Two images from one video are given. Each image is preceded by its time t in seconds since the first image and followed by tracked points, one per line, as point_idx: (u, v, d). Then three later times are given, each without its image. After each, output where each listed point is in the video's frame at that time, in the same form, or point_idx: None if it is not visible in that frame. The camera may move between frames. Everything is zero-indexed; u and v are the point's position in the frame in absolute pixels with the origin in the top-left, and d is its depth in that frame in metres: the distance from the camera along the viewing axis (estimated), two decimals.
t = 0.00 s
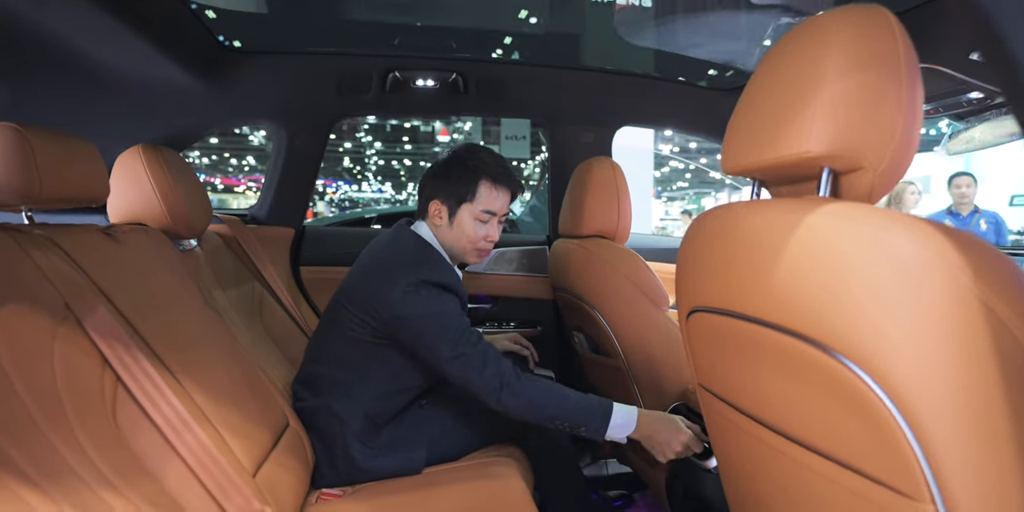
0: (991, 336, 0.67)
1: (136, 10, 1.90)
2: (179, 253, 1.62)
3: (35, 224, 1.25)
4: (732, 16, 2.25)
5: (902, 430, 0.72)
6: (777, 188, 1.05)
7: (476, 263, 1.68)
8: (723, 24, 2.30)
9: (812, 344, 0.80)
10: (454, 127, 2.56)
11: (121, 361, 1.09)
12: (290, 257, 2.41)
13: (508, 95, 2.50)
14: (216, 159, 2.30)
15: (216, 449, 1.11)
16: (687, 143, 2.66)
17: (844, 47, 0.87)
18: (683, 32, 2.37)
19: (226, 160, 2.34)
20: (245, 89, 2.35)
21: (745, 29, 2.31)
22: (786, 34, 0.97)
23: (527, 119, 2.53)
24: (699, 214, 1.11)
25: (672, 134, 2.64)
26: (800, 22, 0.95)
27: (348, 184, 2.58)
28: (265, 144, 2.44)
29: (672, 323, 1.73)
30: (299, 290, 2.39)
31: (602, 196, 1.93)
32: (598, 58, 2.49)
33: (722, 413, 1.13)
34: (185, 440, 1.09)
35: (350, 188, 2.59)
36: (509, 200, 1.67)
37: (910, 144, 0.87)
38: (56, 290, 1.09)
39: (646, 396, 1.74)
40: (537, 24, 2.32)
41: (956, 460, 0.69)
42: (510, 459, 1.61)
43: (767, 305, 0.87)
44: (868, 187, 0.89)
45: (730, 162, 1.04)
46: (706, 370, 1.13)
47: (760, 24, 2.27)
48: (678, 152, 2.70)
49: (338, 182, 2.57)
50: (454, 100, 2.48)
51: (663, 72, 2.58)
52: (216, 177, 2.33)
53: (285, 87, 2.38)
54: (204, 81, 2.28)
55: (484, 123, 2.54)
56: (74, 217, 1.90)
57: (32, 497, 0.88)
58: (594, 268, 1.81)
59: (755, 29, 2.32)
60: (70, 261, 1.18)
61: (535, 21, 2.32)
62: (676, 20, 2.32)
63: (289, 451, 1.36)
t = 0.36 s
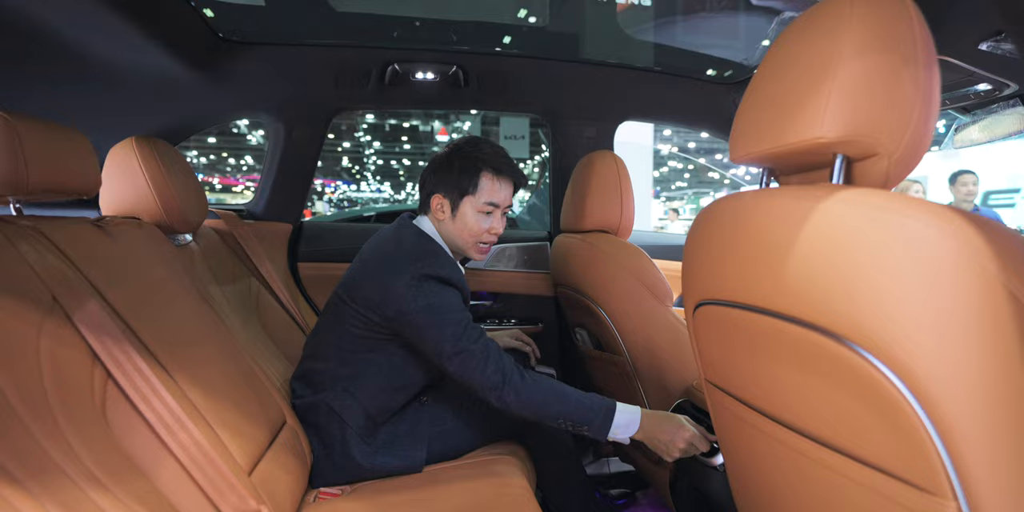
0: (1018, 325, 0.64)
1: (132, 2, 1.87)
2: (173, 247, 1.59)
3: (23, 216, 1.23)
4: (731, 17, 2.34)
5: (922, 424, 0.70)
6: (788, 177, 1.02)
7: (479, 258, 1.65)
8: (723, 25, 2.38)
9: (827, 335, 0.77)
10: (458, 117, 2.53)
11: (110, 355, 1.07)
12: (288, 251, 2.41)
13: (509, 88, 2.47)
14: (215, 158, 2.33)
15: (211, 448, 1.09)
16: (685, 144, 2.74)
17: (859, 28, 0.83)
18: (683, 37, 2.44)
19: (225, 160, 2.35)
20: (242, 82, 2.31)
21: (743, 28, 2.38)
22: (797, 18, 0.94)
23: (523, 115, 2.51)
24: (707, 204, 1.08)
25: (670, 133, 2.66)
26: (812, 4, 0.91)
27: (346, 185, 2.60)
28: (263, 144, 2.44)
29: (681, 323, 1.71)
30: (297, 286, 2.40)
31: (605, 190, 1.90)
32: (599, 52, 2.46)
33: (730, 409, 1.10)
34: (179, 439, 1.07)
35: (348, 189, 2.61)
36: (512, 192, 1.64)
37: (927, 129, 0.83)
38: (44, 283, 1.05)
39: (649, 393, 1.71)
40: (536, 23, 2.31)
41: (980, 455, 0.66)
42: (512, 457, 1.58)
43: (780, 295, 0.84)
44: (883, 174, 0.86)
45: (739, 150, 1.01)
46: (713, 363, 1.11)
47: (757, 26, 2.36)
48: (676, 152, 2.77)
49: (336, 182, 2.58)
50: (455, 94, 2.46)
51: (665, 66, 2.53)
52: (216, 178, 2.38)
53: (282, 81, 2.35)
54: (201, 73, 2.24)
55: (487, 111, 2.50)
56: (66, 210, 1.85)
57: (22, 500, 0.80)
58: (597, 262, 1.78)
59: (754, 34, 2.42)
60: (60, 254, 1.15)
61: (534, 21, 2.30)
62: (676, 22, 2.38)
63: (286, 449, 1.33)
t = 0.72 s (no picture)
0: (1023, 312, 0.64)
1: None
2: (163, 243, 1.56)
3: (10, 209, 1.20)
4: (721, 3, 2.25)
5: (927, 412, 0.69)
6: (788, 169, 1.02)
7: (467, 249, 1.63)
8: (715, 13, 2.30)
9: (830, 324, 0.77)
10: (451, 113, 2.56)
11: (100, 350, 1.05)
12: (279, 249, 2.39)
13: (503, 84, 2.46)
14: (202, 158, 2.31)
15: (202, 444, 1.06)
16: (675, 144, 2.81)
17: (861, 18, 0.83)
18: (673, 25, 2.35)
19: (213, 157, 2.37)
20: (232, 77, 2.29)
21: (734, 18, 2.31)
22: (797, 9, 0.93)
23: (524, 108, 2.52)
24: (705, 197, 1.07)
25: (660, 133, 2.72)
26: None
27: (336, 185, 2.62)
28: (252, 144, 2.46)
29: (676, 317, 1.70)
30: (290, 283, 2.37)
31: (601, 185, 1.89)
32: (593, 47, 2.43)
33: (729, 403, 1.09)
34: (170, 434, 1.05)
35: (337, 189, 2.64)
36: (498, 181, 1.62)
37: (928, 119, 0.83)
38: (31, 276, 1.03)
39: (645, 389, 1.70)
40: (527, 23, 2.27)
41: (984, 441, 0.66)
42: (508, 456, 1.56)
43: (781, 286, 0.84)
44: (885, 164, 0.85)
45: (738, 142, 1.00)
46: (711, 357, 1.10)
47: (748, 15, 2.27)
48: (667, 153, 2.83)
49: (327, 182, 2.59)
50: (448, 89, 2.46)
51: (659, 63, 2.51)
52: (206, 178, 2.47)
53: (273, 76, 2.32)
54: (190, 67, 2.21)
55: (478, 111, 2.54)
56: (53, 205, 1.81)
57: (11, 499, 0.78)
58: (592, 257, 1.78)
59: (748, 21, 2.32)
60: (47, 246, 1.13)
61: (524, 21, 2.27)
62: (666, 8, 2.27)
63: (279, 447, 1.31)
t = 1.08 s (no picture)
0: None
1: None
2: (154, 240, 1.54)
3: None
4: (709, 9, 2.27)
5: (934, 406, 0.68)
6: (787, 161, 1.00)
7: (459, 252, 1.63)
8: (703, 16, 2.32)
9: (834, 317, 0.75)
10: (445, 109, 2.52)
11: (88, 347, 1.02)
12: (272, 246, 2.36)
13: (498, 80, 2.45)
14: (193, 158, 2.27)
15: (193, 442, 1.04)
16: (668, 144, 2.77)
17: (864, 7, 0.81)
18: (665, 27, 2.37)
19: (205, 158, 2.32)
20: (225, 73, 2.26)
21: (727, 21, 2.31)
22: None
23: (523, 106, 2.50)
24: (704, 190, 1.06)
25: (654, 133, 2.71)
26: None
27: (330, 184, 2.52)
28: (245, 144, 2.42)
29: (671, 312, 1.70)
30: (282, 281, 2.34)
31: (596, 181, 1.88)
32: (587, 43, 2.43)
33: (728, 399, 1.07)
34: (159, 432, 1.02)
35: (332, 188, 2.54)
36: (499, 190, 1.60)
37: (931, 109, 0.82)
38: (17, 271, 1.01)
39: (642, 386, 1.69)
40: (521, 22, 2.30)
41: (991, 434, 0.66)
42: (504, 454, 1.54)
43: (783, 279, 0.82)
44: (887, 155, 0.84)
45: (738, 134, 0.98)
46: (710, 353, 1.08)
47: (742, 18, 2.27)
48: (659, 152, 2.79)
49: (320, 183, 2.51)
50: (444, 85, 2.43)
51: (656, 61, 2.53)
52: (197, 177, 2.43)
53: (266, 71, 2.30)
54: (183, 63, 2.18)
55: (473, 110, 2.52)
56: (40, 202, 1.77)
57: None
58: (588, 253, 1.76)
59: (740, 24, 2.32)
60: (32, 242, 1.10)
61: (519, 20, 2.29)
62: (659, 8, 2.29)
63: (272, 446, 1.29)
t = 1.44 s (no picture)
0: None
1: None
2: (151, 237, 1.53)
3: None
4: (706, 6, 2.26)
5: (941, 401, 0.67)
6: (789, 155, 0.99)
7: (464, 252, 1.62)
8: (701, 15, 2.31)
9: (839, 312, 0.74)
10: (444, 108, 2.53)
11: (82, 343, 1.00)
12: (270, 243, 2.35)
13: (497, 76, 2.45)
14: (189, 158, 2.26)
15: (189, 440, 1.03)
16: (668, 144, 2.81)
17: None
18: (665, 28, 2.37)
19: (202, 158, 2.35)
20: (223, 69, 2.25)
21: (726, 20, 2.31)
22: None
23: (517, 101, 2.51)
24: (706, 185, 1.05)
25: (652, 133, 2.74)
26: None
27: (328, 184, 2.54)
28: (243, 143, 2.41)
29: (671, 310, 1.68)
30: (280, 279, 2.33)
31: (596, 177, 1.87)
32: (586, 40, 2.42)
33: (729, 396, 1.07)
34: (155, 430, 1.01)
35: (330, 188, 2.56)
36: (505, 191, 1.58)
37: (936, 101, 0.81)
38: (10, 267, 0.99)
39: (642, 383, 1.68)
40: (518, 22, 2.30)
41: (1000, 429, 0.65)
42: (504, 452, 1.53)
43: (787, 273, 0.81)
44: (892, 147, 0.82)
45: (740, 127, 0.97)
46: (711, 349, 1.08)
47: (739, 18, 2.28)
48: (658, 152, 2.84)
49: (318, 183, 2.53)
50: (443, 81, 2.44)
51: (657, 57, 2.49)
52: (195, 177, 2.43)
53: (264, 68, 2.29)
54: (180, 60, 2.17)
55: (472, 110, 2.54)
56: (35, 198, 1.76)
57: None
58: (588, 249, 1.75)
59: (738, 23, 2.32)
60: (24, 236, 1.09)
61: (516, 20, 2.29)
62: (659, 7, 2.28)
63: (270, 444, 1.28)
